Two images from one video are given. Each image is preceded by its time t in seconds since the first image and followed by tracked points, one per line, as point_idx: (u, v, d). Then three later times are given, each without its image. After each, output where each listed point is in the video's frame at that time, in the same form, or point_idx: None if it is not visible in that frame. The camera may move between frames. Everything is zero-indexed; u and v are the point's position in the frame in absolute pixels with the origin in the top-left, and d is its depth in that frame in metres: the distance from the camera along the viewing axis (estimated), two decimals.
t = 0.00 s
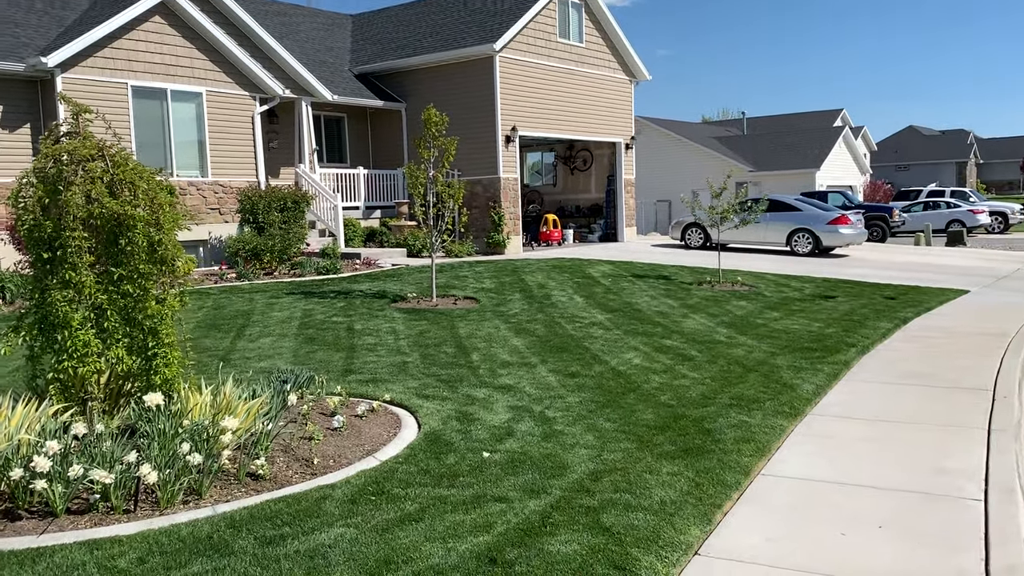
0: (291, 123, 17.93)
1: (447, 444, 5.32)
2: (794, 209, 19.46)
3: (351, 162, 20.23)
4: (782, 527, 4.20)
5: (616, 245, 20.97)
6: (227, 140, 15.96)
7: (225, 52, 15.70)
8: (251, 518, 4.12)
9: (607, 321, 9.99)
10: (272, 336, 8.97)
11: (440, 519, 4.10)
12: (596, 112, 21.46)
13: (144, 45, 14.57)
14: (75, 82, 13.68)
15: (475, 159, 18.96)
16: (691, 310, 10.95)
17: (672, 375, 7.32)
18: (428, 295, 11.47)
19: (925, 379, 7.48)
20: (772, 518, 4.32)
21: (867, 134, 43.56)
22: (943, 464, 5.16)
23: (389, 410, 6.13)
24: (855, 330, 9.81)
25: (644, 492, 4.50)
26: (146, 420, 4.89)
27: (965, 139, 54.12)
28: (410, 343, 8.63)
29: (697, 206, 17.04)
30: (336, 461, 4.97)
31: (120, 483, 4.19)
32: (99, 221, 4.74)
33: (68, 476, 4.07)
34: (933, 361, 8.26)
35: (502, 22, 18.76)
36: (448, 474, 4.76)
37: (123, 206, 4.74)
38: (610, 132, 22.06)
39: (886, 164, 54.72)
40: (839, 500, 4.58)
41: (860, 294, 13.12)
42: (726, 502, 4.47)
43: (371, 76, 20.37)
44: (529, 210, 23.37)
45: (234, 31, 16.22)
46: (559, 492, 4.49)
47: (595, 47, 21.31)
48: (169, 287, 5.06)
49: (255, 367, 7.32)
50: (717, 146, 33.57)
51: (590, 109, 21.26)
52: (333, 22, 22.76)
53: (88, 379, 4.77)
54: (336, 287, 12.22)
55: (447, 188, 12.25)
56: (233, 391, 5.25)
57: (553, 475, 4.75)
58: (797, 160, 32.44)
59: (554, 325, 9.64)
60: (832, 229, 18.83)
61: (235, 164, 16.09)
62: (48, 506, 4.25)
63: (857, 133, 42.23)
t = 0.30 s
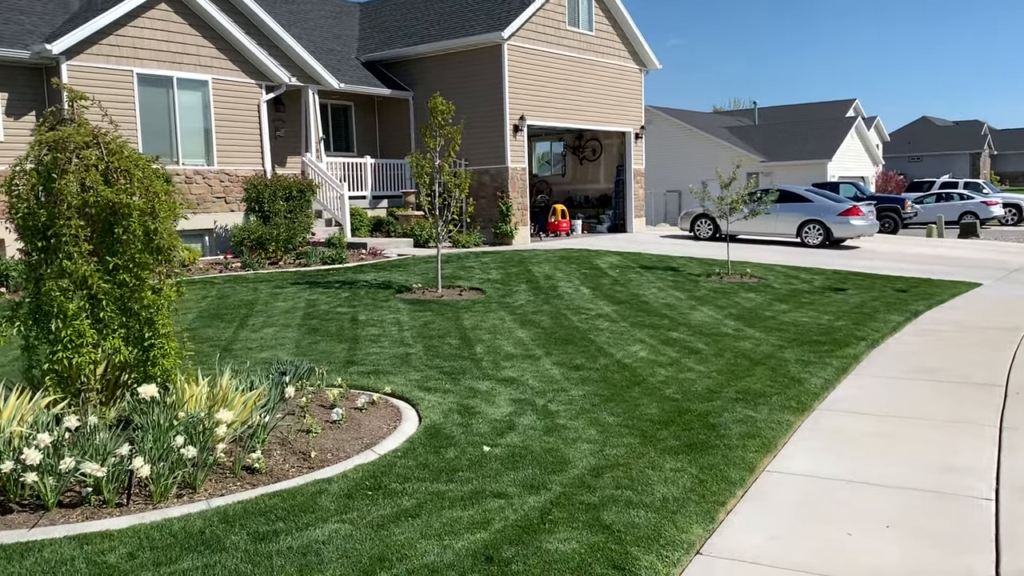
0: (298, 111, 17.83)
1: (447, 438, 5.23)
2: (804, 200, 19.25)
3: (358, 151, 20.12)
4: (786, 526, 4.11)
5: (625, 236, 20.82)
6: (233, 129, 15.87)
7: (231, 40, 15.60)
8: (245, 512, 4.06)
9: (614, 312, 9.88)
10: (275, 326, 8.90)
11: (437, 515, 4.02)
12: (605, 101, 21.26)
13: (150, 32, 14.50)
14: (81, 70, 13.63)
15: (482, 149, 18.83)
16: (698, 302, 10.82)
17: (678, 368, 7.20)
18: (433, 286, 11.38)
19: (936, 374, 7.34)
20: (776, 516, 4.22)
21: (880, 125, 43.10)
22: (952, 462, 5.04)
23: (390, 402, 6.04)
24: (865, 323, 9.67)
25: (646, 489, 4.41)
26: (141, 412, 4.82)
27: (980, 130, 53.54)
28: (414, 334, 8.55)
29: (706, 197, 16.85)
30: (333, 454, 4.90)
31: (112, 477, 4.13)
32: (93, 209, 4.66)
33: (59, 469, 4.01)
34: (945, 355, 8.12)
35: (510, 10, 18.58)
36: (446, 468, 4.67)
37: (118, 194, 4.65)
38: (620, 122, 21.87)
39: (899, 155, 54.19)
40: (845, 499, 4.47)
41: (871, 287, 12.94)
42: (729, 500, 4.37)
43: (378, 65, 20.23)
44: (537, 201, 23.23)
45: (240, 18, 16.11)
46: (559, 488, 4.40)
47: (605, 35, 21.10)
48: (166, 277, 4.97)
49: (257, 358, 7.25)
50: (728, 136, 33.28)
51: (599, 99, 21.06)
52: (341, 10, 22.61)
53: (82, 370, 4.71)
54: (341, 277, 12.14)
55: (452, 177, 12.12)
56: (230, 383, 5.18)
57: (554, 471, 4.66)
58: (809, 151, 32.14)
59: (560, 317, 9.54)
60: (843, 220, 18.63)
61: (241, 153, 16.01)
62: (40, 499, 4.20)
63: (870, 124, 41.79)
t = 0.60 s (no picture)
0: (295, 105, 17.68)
1: (435, 439, 5.10)
2: (804, 198, 19.11)
3: (355, 146, 19.95)
4: (780, 535, 3.98)
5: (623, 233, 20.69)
6: (229, 122, 15.71)
7: (227, 32, 15.44)
8: (222, 516, 3.93)
9: (610, 311, 9.75)
10: (266, 322, 8.77)
11: (420, 521, 3.90)
12: (605, 97, 21.11)
13: (145, 23, 14.34)
14: (74, 60, 13.48)
15: (480, 144, 18.68)
16: (696, 301, 10.69)
17: (673, 368, 7.07)
18: (428, 282, 11.24)
19: (936, 377, 7.20)
20: (771, 524, 4.09)
21: (881, 124, 42.96)
22: (953, 470, 4.91)
23: (378, 401, 5.92)
24: (863, 324, 9.55)
25: (637, 495, 4.28)
26: (120, 411, 4.70)
27: (981, 130, 53.37)
28: (406, 331, 8.42)
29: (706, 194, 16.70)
30: (317, 456, 4.77)
31: (85, 479, 4.01)
32: (72, 202, 4.52)
33: (30, 470, 3.89)
34: (945, 357, 7.99)
35: (510, 5, 18.43)
36: (432, 472, 4.54)
37: (97, 187, 4.51)
38: (619, 118, 21.71)
39: (900, 154, 54.02)
40: (842, 506, 4.35)
41: (870, 286, 12.82)
42: (723, 507, 4.25)
43: (376, 58, 20.06)
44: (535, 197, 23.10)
45: (237, 10, 15.96)
46: (547, 493, 4.27)
47: (605, 31, 20.95)
48: (147, 272, 4.83)
49: (245, 355, 7.13)
50: (728, 133, 33.12)
51: (599, 95, 20.91)
52: (340, 4, 22.44)
53: (59, 367, 4.58)
54: (335, 272, 12.00)
55: (448, 172, 11.98)
56: (213, 382, 5.05)
57: (543, 475, 4.53)
58: (809, 149, 31.99)
59: (555, 315, 9.40)
60: (843, 220, 18.50)
61: (237, 146, 15.86)
62: (11, 500, 4.08)
63: (871, 123, 41.63)
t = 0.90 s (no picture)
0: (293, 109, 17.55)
1: (421, 457, 4.93)
2: (805, 209, 18.96)
3: (353, 151, 19.81)
4: (777, 563, 3.80)
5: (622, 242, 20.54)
6: (225, 125, 15.57)
7: (224, 35, 15.32)
8: (194, 537, 3.76)
9: (606, 322, 9.58)
10: (255, 330, 8.60)
11: (401, 545, 3.73)
12: (605, 105, 20.98)
13: (141, 26, 14.22)
14: (68, 62, 13.36)
15: (479, 150, 18.53)
16: (694, 313, 10.53)
17: (670, 384, 6.89)
18: (422, 290, 11.08)
19: (938, 395, 7.03)
20: (767, 551, 3.92)
21: (882, 135, 42.87)
22: (957, 494, 4.73)
23: (365, 415, 5.74)
24: (864, 338, 9.38)
25: (628, 518, 4.11)
26: (94, 425, 4.52)
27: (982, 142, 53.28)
28: (398, 341, 8.25)
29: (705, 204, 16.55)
30: (298, 473, 4.60)
31: (53, 496, 3.83)
32: (47, 207, 4.35)
33: None
34: (948, 374, 7.82)
35: (510, 11, 18.32)
36: (416, 492, 4.37)
37: (72, 191, 4.32)
38: (619, 127, 21.59)
39: (901, 166, 53.93)
40: (841, 532, 4.17)
41: (871, 299, 12.65)
42: (717, 532, 4.07)
43: (376, 64, 19.94)
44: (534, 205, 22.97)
45: (235, 14, 15.84)
46: (535, 516, 4.10)
47: (606, 39, 20.83)
48: (125, 280, 4.65)
49: (231, 365, 6.96)
50: (729, 143, 33.01)
51: (599, 102, 20.78)
52: (340, 8, 22.34)
53: (30, 378, 4.40)
54: (328, 279, 11.83)
55: (444, 179, 11.83)
56: (192, 395, 4.87)
57: (531, 496, 4.36)
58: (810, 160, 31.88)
59: (550, 326, 9.24)
60: (844, 231, 18.35)
61: (233, 150, 15.72)
62: None
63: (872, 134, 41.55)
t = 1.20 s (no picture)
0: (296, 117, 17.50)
1: (408, 473, 4.77)
2: (811, 222, 18.77)
3: (357, 159, 19.74)
4: None
5: (627, 253, 20.38)
6: (227, 132, 15.51)
7: (228, 42, 15.28)
8: (165, 557, 3.61)
9: (606, 334, 9.42)
10: (249, 339, 8.47)
11: (380, 569, 3.57)
12: (611, 115, 20.87)
13: (144, 31, 14.18)
14: (70, 67, 13.31)
15: (483, 159, 18.42)
16: (697, 326, 10.35)
17: (669, 399, 6.72)
18: (421, 300, 10.95)
19: (946, 414, 6.84)
20: None
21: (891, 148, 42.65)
22: (964, 520, 4.54)
23: (353, 429, 5.59)
24: (869, 354, 9.19)
25: (619, 542, 3.94)
26: (70, 438, 4.38)
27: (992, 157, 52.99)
28: (393, 352, 8.10)
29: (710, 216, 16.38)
30: (280, 489, 4.45)
31: (21, 512, 3.68)
32: (24, 212, 4.23)
33: None
34: (956, 392, 7.63)
35: (516, 21, 18.25)
36: (400, 511, 4.21)
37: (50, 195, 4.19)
38: (625, 137, 21.47)
39: (910, 179, 53.67)
40: (842, 558, 3.99)
41: (877, 314, 12.46)
42: (711, 557, 3.91)
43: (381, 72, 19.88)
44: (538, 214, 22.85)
45: (239, 20, 15.80)
46: (522, 539, 3.94)
47: (612, 49, 20.70)
48: (104, 288, 4.51)
49: (221, 375, 6.82)
50: (736, 154, 32.87)
51: (604, 112, 20.67)
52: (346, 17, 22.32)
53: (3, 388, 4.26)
54: (327, 288, 11.71)
55: (445, 188, 11.71)
56: (172, 407, 4.72)
57: (520, 517, 4.19)
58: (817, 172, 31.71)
59: (549, 338, 9.08)
60: (851, 244, 18.15)
61: (235, 157, 15.65)
62: None
63: (881, 147, 41.36)
